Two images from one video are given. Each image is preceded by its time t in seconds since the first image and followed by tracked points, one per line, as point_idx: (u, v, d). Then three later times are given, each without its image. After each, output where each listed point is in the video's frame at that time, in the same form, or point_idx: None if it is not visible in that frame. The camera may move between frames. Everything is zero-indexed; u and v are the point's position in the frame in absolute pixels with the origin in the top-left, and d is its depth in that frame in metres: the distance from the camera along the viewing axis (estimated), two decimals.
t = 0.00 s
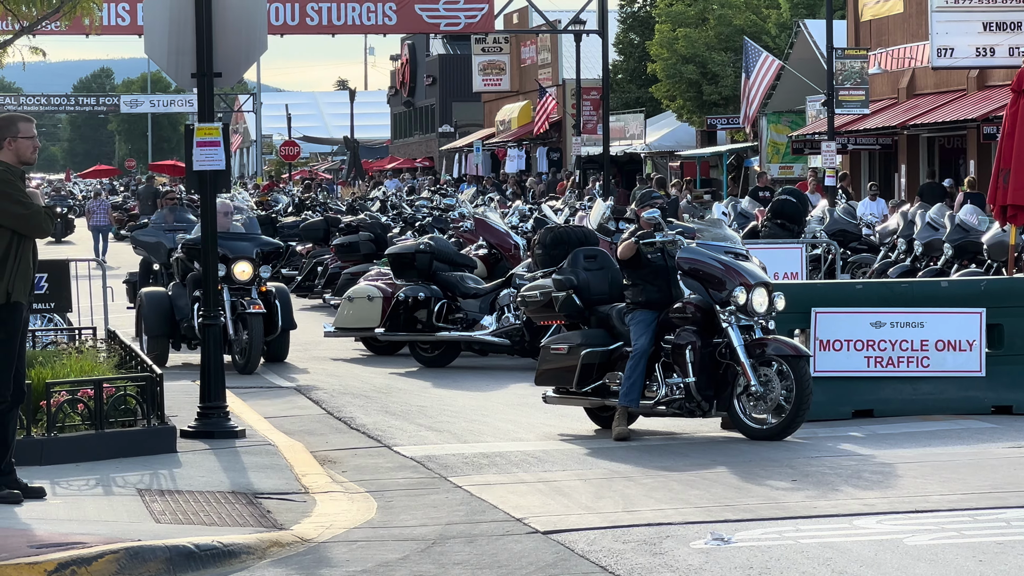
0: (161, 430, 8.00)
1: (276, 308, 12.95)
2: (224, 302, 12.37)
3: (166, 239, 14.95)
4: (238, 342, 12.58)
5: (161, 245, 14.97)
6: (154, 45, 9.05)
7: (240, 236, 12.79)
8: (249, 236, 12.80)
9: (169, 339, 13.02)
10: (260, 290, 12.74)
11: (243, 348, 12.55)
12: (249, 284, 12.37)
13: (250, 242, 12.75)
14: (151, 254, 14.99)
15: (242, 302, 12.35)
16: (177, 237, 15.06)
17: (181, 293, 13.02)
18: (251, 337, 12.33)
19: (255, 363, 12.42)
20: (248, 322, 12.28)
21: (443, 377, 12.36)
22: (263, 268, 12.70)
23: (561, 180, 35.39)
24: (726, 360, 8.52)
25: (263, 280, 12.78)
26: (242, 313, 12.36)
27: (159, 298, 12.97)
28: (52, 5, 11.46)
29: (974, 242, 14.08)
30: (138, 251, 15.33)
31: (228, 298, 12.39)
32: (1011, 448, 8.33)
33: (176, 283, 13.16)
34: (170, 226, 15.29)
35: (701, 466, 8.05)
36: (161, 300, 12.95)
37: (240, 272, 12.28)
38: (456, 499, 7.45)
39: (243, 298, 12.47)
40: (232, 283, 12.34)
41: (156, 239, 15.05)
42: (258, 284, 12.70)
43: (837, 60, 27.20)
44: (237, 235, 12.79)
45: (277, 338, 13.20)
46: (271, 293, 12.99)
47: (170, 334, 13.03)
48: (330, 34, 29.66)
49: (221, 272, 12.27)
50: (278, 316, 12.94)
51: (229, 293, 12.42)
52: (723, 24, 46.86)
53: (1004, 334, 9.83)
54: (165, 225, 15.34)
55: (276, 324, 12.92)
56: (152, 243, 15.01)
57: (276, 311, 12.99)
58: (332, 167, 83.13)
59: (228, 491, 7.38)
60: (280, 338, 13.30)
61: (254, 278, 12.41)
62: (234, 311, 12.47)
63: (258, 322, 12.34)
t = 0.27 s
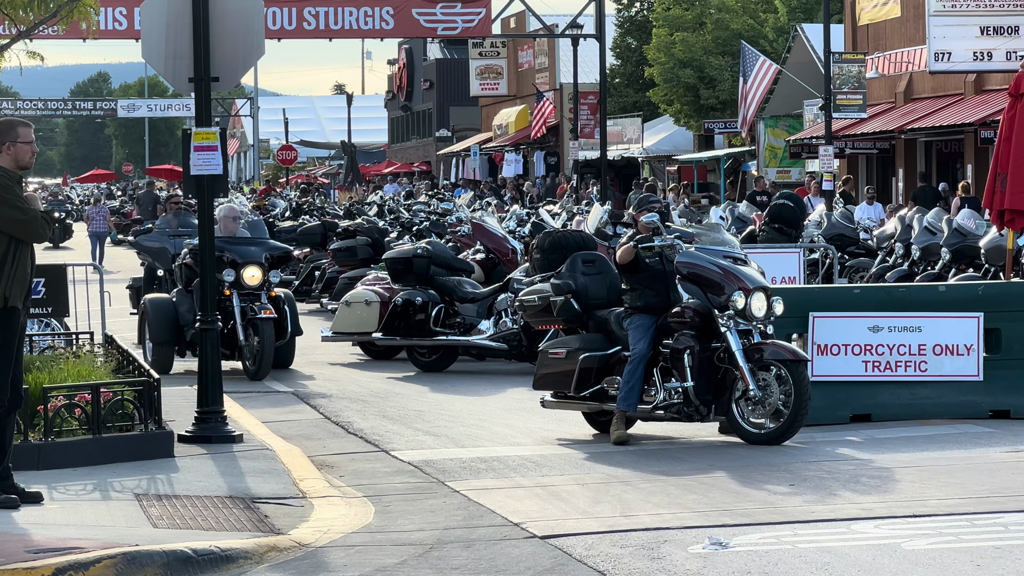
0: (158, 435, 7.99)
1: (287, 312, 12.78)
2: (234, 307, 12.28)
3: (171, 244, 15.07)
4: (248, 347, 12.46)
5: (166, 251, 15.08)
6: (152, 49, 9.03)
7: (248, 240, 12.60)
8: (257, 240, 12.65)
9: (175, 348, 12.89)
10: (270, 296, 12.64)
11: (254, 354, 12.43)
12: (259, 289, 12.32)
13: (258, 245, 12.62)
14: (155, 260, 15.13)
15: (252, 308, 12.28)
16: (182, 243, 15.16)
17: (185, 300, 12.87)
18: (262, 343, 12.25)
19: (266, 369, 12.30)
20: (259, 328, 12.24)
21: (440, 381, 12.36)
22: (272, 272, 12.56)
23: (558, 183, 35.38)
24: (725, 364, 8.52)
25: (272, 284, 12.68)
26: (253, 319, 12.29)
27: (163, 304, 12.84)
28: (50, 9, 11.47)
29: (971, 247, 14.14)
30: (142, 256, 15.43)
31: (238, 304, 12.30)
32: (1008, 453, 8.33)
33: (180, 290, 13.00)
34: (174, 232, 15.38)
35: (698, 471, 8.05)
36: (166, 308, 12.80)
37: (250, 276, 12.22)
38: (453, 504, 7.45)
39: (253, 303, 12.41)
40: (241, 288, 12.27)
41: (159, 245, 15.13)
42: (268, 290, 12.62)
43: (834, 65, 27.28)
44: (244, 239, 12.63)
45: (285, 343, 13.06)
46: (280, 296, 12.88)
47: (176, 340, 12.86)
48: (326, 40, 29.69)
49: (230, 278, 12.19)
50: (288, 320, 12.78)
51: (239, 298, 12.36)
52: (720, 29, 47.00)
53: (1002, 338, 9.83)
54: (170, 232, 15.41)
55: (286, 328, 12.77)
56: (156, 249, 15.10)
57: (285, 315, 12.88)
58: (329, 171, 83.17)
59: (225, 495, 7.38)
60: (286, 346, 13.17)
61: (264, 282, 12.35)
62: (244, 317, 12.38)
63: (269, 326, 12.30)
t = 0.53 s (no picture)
0: (152, 439, 7.98)
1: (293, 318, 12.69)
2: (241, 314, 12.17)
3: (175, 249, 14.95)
4: (256, 353, 12.39)
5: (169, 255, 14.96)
6: (146, 54, 9.05)
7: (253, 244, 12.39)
8: (262, 244, 12.42)
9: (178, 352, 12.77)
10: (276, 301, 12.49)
11: (261, 360, 12.36)
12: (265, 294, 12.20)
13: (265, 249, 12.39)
14: (156, 264, 14.97)
15: (260, 314, 12.17)
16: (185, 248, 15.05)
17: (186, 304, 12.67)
18: (270, 349, 12.16)
19: (275, 375, 12.23)
20: (267, 334, 12.15)
21: (436, 386, 12.35)
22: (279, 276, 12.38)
23: (553, 188, 35.38)
24: (720, 369, 8.52)
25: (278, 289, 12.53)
26: (261, 325, 12.20)
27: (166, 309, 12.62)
28: (45, 13, 11.47)
29: (966, 251, 14.10)
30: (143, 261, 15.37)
31: (245, 309, 12.18)
32: (1003, 457, 8.33)
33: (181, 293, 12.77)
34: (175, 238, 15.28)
35: (693, 475, 8.04)
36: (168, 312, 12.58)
37: (257, 282, 12.08)
38: (447, 509, 7.44)
39: (259, 309, 12.29)
40: (248, 294, 12.14)
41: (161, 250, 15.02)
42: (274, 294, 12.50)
43: (829, 69, 27.32)
44: (249, 244, 12.43)
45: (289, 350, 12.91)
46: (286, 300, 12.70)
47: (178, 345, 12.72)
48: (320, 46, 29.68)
49: (237, 284, 12.03)
50: (295, 325, 12.67)
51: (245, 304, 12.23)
52: (715, 33, 47.08)
53: (996, 343, 9.84)
54: (171, 236, 15.36)
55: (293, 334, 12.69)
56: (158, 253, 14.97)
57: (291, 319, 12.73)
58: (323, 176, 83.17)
59: (219, 500, 7.37)
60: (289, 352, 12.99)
61: (270, 287, 12.23)
62: (251, 322, 12.30)
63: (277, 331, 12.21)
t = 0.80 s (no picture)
0: (144, 442, 7.98)
1: (298, 321, 12.51)
2: (247, 317, 12.13)
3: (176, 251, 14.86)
4: (262, 357, 12.32)
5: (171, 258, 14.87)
6: (137, 57, 9.04)
7: (257, 247, 12.36)
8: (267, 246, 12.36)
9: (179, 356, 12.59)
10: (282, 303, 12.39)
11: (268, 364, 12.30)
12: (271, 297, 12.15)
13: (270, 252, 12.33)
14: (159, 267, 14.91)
15: (266, 317, 12.12)
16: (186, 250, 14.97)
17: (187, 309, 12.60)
18: (276, 352, 12.10)
19: (282, 379, 12.18)
20: (274, 337, 12.07)
21: (428, 388, 12.35)
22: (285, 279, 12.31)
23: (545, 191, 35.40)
24: (712, 372, 8.53)
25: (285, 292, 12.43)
26: (267, 328, 12.12)
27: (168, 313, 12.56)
28: (36, 16, 11.45)
29: (956, 254, 14.11)
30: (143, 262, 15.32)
31: (251, 313, 12.14)
32: (993, 460, 8.35)
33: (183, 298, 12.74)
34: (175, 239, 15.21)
35: (684, 478, 8.04)
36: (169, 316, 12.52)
37: (262, 285, 12.04)
38: (437, 511, 7.44)
39: (265, 312, 12.24)
40: (254, 297, 12.11)
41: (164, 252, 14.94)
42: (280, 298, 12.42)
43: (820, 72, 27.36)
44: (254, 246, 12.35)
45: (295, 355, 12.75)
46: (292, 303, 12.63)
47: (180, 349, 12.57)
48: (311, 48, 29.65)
49: (242, 287, 12.01)
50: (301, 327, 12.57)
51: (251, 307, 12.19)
52: (706, 36, 47.07)
53: (987, 345, 9.85)
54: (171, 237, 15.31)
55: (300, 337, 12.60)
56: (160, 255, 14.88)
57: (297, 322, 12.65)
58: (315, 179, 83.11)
59: (211, 503, 7.37)
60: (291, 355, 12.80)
61: (275, 290, 12.18)
62: (257, 326, 12.22)
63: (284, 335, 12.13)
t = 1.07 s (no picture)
0: (134, 443, 7.99)
1: (302, 325, 12.38)
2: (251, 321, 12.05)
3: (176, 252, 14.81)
4: (266, 362, 12.22)
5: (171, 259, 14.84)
6: (127, 59, 9.02)
7: (260, 250, 12.29)
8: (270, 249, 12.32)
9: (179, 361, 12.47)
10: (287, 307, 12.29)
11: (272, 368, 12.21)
12: (275, 301, 12.05)
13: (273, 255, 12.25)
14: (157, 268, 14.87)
15: (270, 321, 12.11)
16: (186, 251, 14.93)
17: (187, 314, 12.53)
18: (280, 356, 12.04)
19: (287, 384, 12.12)
20: (278, 342, 12.01)
21: (419, 391, 12.34)
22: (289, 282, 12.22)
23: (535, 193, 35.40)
24: (704, 374, 8.54)
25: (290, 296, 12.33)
26: (270, 332, 12.07)
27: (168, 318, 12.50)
28: (27, 17, 11.44)
29: (946, 256, 14.12)
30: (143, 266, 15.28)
31: (255, 317, 12.06)
32: (983, 462, 8.36)
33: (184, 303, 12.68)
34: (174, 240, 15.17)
35: (674, 481, 8.05)
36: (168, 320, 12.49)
37: (265, 289, 11.94)
38: (427, 514, 7.44)
39: (268, 316, 12.17)
40: (257, 301, 12.00)
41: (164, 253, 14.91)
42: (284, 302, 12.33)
43: (811, 74, 27.39)
44: (257, 250, 12.30)
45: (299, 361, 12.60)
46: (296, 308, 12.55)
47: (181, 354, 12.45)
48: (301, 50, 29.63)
49: (245, 291, 11.91)
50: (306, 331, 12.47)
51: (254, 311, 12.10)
52: (696, 39, 47.03)
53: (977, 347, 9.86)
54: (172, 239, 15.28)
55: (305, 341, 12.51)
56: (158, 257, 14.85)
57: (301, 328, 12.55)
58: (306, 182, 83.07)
59: (201, 505, 7.37)
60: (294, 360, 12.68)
61: (280, 294, 12.09)
62: (261, 330, 12.15)
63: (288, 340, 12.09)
